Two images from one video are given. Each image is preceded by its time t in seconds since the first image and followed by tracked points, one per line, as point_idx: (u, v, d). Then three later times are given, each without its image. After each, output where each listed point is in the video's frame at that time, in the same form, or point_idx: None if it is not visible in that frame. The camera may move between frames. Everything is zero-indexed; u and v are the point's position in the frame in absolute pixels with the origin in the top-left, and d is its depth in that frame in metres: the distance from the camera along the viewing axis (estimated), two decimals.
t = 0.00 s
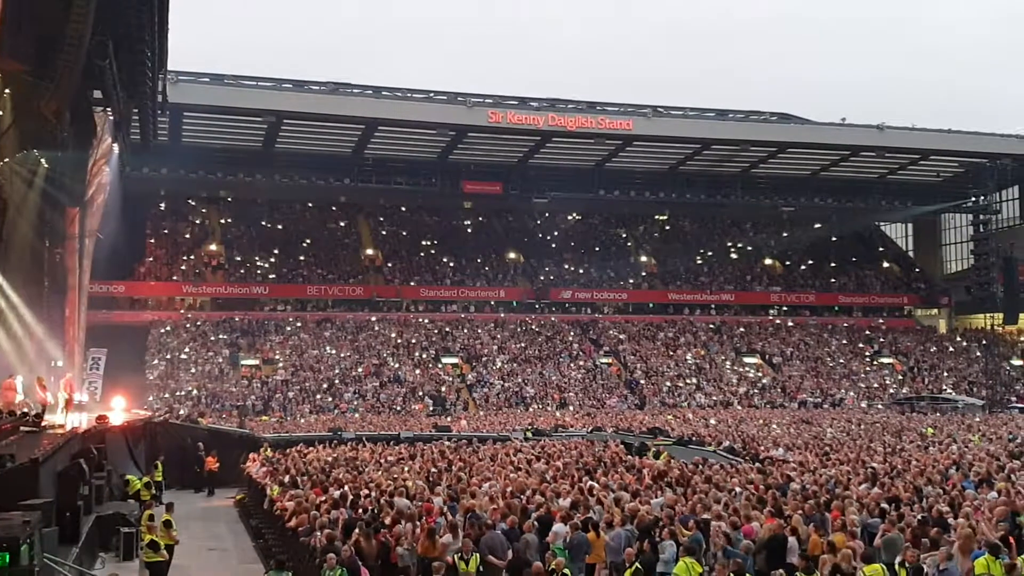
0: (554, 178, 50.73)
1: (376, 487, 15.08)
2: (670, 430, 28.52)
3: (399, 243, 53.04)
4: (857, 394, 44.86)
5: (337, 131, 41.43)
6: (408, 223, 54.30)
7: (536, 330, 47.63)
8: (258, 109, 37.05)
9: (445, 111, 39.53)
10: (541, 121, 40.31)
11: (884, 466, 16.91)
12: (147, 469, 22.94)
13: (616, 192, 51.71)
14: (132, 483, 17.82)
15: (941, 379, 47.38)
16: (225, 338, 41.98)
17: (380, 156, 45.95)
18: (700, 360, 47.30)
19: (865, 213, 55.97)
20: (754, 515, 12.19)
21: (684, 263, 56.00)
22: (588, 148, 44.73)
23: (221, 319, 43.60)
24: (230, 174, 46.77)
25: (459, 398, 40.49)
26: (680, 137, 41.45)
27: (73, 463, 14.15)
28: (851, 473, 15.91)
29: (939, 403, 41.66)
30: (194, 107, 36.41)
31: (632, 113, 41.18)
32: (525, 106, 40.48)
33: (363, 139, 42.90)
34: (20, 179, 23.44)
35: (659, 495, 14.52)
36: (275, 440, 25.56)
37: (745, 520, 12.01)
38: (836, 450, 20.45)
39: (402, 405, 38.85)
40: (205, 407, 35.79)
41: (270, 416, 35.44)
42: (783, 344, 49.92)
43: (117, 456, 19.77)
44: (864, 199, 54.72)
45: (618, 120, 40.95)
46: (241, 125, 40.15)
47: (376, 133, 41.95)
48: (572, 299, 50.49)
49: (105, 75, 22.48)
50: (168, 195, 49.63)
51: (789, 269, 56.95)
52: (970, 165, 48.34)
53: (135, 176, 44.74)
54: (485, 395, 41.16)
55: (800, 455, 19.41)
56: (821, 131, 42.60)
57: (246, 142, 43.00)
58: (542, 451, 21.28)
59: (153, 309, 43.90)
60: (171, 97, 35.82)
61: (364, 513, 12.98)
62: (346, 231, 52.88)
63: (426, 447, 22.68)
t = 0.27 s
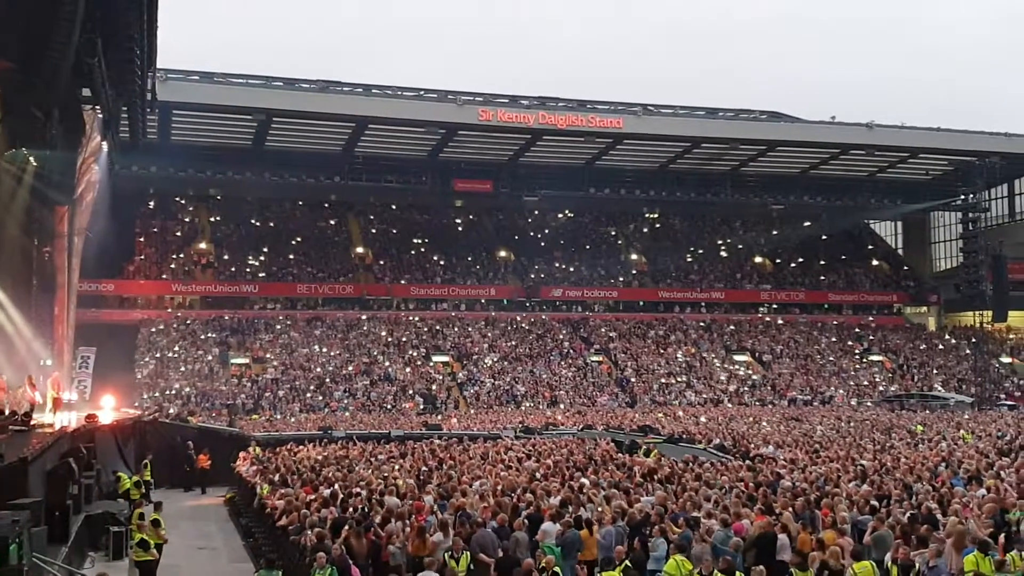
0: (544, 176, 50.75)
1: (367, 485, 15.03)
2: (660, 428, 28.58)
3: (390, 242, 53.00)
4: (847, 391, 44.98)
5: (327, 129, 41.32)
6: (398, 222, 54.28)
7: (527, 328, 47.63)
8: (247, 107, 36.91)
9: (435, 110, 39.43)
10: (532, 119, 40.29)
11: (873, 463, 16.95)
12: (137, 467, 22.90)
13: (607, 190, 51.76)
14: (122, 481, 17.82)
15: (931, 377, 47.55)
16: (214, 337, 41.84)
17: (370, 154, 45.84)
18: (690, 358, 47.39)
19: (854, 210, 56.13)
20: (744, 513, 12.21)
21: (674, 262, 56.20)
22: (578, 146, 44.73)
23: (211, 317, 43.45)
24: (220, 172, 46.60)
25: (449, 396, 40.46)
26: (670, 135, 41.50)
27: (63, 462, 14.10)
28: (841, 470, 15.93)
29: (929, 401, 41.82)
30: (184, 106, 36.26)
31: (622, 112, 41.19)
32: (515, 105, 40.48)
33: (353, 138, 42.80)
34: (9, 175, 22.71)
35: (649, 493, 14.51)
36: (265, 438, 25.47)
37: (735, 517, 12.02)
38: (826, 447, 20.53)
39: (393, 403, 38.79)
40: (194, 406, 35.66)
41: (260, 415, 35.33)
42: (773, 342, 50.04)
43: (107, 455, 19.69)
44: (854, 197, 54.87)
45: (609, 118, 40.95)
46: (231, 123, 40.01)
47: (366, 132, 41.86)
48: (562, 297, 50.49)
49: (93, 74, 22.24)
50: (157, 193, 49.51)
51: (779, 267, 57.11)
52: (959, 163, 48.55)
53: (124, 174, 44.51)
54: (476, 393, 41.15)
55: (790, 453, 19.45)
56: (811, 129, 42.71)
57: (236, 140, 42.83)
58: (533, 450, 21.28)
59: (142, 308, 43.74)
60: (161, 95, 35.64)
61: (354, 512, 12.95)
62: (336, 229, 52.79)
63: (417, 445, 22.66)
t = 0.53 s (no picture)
0: (535, 174, 50.75)
1: (358, 482, 14.99)
2: (651, 426, 28.63)
3: (381, 239, 52.98)
4: (837, 388, 45.13)
5: (319, 126, 41.20)
6: (390, 219, 54.23)
7: (519, 326, 47.62)
8: (238, 104, 36.79)
9: (426, 107, 39.37)
10: (524, 117, 40.26)
11: (864, 460, 17.01)
12: (127, 467, 22.64)
13: (598, 188, 51.79)
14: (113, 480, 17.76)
15: (921, 374, 47.74)
16: (205, 334, 41.74)
17: (362, 151, 45.75)
18: (682, 356, 47.45)
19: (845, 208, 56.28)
20: (735, 509, 12.23)
21: (666, 259, 56.30)
22: (570, 144, 44.74)
23: (202, 315, 43.33)
24: (211, 170, 46.45)
25: (441, 394, 40.44)
26: (661, 133, 41.54)
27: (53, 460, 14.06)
28: (832, 468, 15.97)
29: (920, 398, 41.97)
30: (174, 103, 36.12)
31: (614, 109, 41.21)
32: (507, 102, 40.45)
33: (344, 135, 42.71)
34: None
35: (641, 491, 14.51)
36: (256, 436, 25.42)
37: (726, 514, 12.02)
38: (817, 444, 20.60)
39: (384, 401, 38.76)
40: (185, 403, 35.56)
41: (251, 412, 35.25)
42: (764, 339, 50.17)
43: (98, 453, 19.62)
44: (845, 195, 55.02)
45: (600, 115, 40.96)
46: (222, 120, 39.89)
47: (358, 129, 41.77)
48: (554, 294, 50.51)
49: (84, 71, 22.11)
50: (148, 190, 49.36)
51: (770, 265, 57.26)
52: (950, 161, 48.71)
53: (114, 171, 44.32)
54: (467, 390, 41.15)
55: (781, 450, 19.51)
56: (801, 127, 42.80)
57: (227, 137, 42.68)
58: (525, 447, 21.29)
59: (132, 305, 43.56)
60: (151, 92, 35.49)
61: (345, 509, 12.92)
62: (327, 227, 52.70)
63: (409, 443, 22.64)
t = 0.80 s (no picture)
0: (530, 171, 50.74)
1: (353, 479, 14.98)
2: (646, 422, 28.67)
3: (376, 236, 52.99)
4: (832, 384, 45.24)
5: (313, 124, 41.11)
6: (385, 216, 54.20)
7: (514, 323, 47.63)
8: (232, 101, 36.69)
9: (421, 104, 39.31)
10: (518, 113, 40.23)
11: (859, 456, 17.05)
12: (120, 463, 22.56)
13: (593, 185, 51.81)
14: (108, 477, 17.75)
15: (915, 370, 47.88)
16: (200, 331, 41.66)
17: (356, 148, 45.67)
18: (676, 353, 47.48)
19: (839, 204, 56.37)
20: (730, 506, 12.24)
21: (660, 256, 56.37)
22: (565, 141, 44.73)
23: (196, 312, 43.27)
24: (205, 167, 46.33)
25: (436, 391, 40.47)
26: (656, 129, 41.54)
27: (48, 458, 14.05)
28: (827, 464, 15.99)
29: (914, 394, 42.09)
30: (169, 99, 36.02)
31: (608, 106, 41.20)
32: (502, 99, 40.40)
33: (339, 131, 42.63)
34: None
35: (635, 487, 14.52)
36: (251, 433, 25.39)
37: (722, 510, 12.02)
38: (811, 440, 20.65)
39: (379, 398, 38.75)
40: (180, 401, 35.52)
41: (245, 409, 35.22)
42: (758, 336, 50.25)
43: (92, 450, 19.57)
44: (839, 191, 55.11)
45: (595, 112, 40.94)
46: (216, 117, 39.79)
47: (352, 125, 41.70)
48: (549, 291, 50.52)
49: (78, 68, 21.96)
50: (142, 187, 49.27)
51: (764, 261, 57.35)
52: (944, 157, 48.77)
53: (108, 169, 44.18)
54: (462, 387, 41.18)
55: (776, 446, 19.56)
56: (796, 124, 42.84)
57: (221, 133, 42.56)
58: (520, 444, 21.31)
59: (127, 303, 43.44)
60: (145, 89, 35.38)
61: (340, 506, 12.90)
62: (322, 224, 52.65)
63: (404, 439, 22.64)
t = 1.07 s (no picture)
0: (525, 163, 50.70)
1: (349, 472, 15.00)
2: (642, 414, 28.76)
3: (371, 229, 53.02)
4: (827, 376, 45.37)
5: (308, 116, 41.03)
6: (380, 209, 54.20)
7: (510, 316, 47.66)
8: (227, 93, 36.60)
9: (416, 96, 39.26)
10: (514, 106, 40.20)
11: (853, 448, 17.12)
12: (116, 456, 22.61)
13: (589, 177, 51.83)
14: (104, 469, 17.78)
15: (910, 362, 48.02)
16: (196, 324, 41.62)
17: (351, 141, 45.60)
18: (672, 345, 47.53)
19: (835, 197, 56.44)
20: (725, 497, 12.29)
21: (656, 249, 56.45)
22: (560, 133, 44.71)
23: (192, 305, 43.23)
24: (200, 159, 46.22)
25: (432, 383, 40.53)
26: (652, 121, 41.54)
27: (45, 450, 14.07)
28: (821, 456, 16.05)
29: (909, 386, 42.22)
30: (164, 92, 35.93)
31: (604, 98, 41.17)
32: (497, 91, 40.35)
33: (334, 124, 42.57)
34: None
35: (631, 479, 14.56)
36: (247, 425, 25.41)
37: (716, 502, 12.07)
38: (806, 432, 20.75)
39: (375, 390, 38.80)
40: (176, 393, 35.53)
41: (241, 402, 35.23)
42: (754, 328, 50.33)
43: (88, 443, 19.57)
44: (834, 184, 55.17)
45: (590, 104, 40.92)
46: (211, 110, 39.71)
47: (347, 118, 41.63)
48: (545, 284, 50.54)
49: (72, 61, 21.87)
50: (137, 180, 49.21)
51: (760, 254, 57.45)
52: (939, 150, 48.83)
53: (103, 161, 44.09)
54: (458, 379, 41.24)
55: (770, 438, 19.65)
56: (791, 116, 42.85)
57: (216, 126, 42.47)
58: (516, 436, 21.37)
59: (122, 296, 43.35)
60: (140, 81, 35.27)
61: (335, 499, 12.93)
62: (317, 216, 52.63)
63: (400, 432, 22.67)
